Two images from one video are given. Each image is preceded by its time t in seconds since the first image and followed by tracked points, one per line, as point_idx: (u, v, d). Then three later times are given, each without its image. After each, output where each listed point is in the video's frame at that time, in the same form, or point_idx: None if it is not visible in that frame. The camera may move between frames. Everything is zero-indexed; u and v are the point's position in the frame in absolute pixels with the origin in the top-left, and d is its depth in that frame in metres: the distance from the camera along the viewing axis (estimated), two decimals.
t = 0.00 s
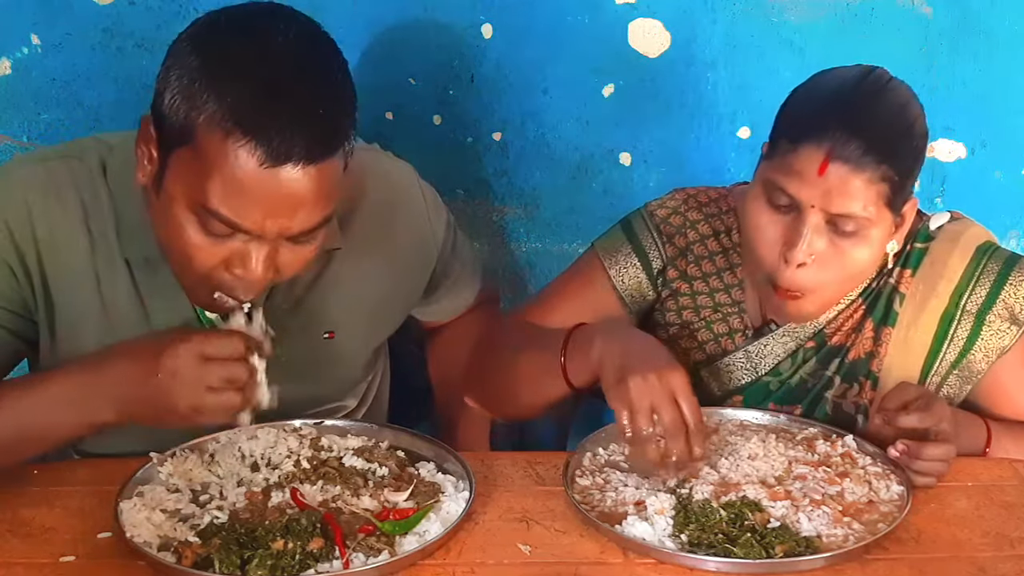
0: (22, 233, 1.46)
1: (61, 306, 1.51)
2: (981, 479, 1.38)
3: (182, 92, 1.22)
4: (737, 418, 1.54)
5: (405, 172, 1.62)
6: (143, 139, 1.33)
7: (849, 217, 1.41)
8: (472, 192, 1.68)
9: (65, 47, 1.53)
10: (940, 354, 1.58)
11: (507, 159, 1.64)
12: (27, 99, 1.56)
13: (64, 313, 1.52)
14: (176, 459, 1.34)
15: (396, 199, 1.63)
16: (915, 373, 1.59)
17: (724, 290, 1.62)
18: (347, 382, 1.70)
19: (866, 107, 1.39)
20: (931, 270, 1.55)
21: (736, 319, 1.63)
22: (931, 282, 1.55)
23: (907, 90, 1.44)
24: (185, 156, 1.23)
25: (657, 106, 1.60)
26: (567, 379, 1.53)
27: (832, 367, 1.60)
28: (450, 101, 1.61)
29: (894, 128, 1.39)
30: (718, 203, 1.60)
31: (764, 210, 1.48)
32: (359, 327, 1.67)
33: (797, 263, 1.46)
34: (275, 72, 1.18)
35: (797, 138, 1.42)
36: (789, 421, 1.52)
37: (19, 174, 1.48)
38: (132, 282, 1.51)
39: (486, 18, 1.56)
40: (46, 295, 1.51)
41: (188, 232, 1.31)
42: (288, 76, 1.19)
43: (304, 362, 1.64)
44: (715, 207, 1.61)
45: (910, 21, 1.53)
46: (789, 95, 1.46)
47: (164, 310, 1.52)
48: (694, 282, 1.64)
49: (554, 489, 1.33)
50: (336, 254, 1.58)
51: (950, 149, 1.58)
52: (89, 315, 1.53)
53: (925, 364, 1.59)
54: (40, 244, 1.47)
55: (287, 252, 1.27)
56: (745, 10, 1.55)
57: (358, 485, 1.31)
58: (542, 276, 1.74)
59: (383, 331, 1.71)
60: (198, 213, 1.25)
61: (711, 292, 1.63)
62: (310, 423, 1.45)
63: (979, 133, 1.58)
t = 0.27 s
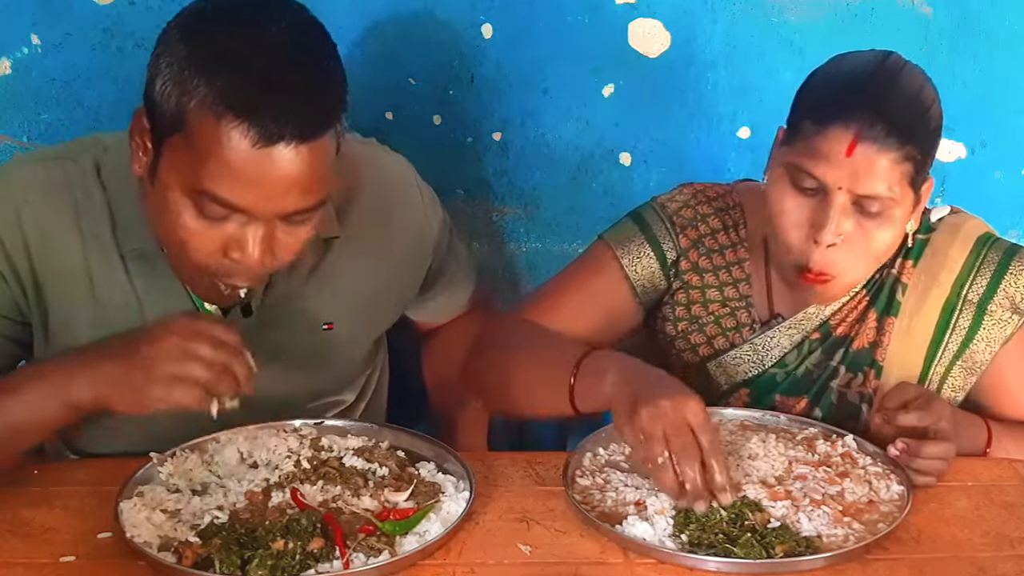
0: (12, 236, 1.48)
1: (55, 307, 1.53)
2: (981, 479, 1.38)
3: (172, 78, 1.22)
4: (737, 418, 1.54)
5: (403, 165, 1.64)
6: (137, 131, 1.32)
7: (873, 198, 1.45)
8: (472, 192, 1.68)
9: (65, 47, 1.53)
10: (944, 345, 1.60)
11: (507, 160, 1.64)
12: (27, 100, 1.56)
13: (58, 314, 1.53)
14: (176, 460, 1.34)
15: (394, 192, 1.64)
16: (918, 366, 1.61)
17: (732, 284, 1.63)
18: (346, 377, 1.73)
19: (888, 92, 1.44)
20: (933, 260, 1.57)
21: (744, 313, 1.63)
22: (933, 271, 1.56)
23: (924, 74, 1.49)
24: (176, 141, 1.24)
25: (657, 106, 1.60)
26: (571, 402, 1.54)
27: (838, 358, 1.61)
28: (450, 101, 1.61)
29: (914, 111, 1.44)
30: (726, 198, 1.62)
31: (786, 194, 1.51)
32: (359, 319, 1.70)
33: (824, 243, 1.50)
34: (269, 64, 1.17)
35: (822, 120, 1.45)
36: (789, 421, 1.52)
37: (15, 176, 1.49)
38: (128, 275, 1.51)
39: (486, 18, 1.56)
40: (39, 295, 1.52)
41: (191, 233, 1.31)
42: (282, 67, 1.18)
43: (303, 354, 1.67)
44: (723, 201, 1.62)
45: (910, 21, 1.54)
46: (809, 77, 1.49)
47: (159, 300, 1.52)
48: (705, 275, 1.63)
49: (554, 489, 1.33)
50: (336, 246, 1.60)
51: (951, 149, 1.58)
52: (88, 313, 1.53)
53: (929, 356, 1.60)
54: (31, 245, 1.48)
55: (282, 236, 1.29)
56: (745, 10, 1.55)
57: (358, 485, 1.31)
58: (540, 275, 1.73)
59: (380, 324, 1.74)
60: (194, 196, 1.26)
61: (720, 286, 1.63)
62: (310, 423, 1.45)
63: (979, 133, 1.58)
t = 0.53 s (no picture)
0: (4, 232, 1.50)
1: (50, 301, 1.55)
2: (981, 479, 1.38)
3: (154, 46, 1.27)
4: (737, 418, 1.54)
5: (396, 161, 1.65)
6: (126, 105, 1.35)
7: (888, 179, 1.50)
8: (472, 192, 1.68)
9: (65, 47, 1.53)
10: (947, 337, 1.62)
11: (507, 160, 1.64)
12: (27, 100, 1.56)
13: (54, 308, 1.56)
14: (176, 460, 1.34)
15: (384, 186, 1.67)
16: (922, 359, 1.64)
17: (739, 278, 1.68)
18: (343, 362, 1.74)
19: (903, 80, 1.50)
20: (936, 254, 1.60)
21: (750, 306, 1.68)
22: (937, 264, 1.60)
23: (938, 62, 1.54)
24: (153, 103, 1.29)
25: (657, 106, 1.60)
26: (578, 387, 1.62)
27: (841, 351, 1.64)
28: (450, 101, 1.60)
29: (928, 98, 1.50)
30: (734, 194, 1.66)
31: (802, 176, 1.55)
32: (352, 305, 1.71)
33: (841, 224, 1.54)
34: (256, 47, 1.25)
35: (841, 103, 1.50)
36: (789, 421, 1.52)
37: (15, 174, 1.52)
38: (120, 261, 1.53)
39: (486, 18, 1.57)
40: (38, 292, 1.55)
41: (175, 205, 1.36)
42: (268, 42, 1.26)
43: (299, 340, 1.68)
44: (731, 197, 1.66)
45: (910, 20, 1.54)
46: (824, 66, 1.54)
47: (152, 285, 1.55)
48: (712, 269, 1.68)
49: (554, 489, 1.33)
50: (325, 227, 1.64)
51: (951, 148, 1.57)
52: (83, 305, 1.56)
53: (932, 349, 1.63)
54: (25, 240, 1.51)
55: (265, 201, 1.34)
56: (745, 10, 1.55)
57: (358, 485, 1.31)
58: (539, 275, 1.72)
59: (376, 313, 1.75)
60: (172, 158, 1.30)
61: (727, 280, 1.68)
62: (310, 422, 1.45)
63: (979, 133, 1.58)
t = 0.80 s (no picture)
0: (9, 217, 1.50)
1: (58, 287, 1.53)
2: (981, 479, 1.38)
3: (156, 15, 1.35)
4: (737, 418, 1.54)
5: (395, 161, 1.64)
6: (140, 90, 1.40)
7: (885, 167, 1.55)
8: (473, 192, 1.68)
9: (65, 47, 1.53)
10: (946, 334, 1.65)
11: (507, 160, 1.64)
12: (27, 100, 1.56)
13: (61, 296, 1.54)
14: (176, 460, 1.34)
15: (385, 180, 1.66)
16: (921, 356, 1.66)
17: (737, 276, 1.70)
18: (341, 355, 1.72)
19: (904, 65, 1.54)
20: (934, 252, 1.63)
21: (748, 305, 1.69)
22: (935, 262, 1.63)
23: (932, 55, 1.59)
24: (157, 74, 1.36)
25: (657, 106, 1.60)
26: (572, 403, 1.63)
27: (841, 347, 1.66)
28: (450, 101, 1.60)
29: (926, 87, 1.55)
30: (731, 192, 1.66)
31: (801, 164, 1.59)
32: (352, 296, 1.69)
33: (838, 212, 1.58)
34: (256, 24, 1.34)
35: (839, 91, 1.54)
36: (789, 421, 1.52)
37: (21, 165, 1.52)
38: (124, 246, 1.52)
39: (486, 18, 1.56)
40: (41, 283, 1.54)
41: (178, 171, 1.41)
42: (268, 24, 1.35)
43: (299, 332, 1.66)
44: (728, 195, 1.66)
45: (910, 20, 1.54)
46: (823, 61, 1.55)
47: (156, 272, 1.53)
48: (710, 267, 1.70)
49: (554, 489, 1.33)
50: (325, 216, 1.63)
51: (950, 148, 1.57)
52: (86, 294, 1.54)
53: (932, 346, 1.65)
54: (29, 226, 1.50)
55: (262, 169, 1.41)
56: (745, 10, 1.55)
57: (358, 485, 1.31)
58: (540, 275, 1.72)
59: (375, 306, 1.73)
60: (171, 124, 1.38)
61: (725, 278, 1.70)
62: (311, 422, 1.45)
63: (979, 133, 1.58)
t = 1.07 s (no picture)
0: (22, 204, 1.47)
1: (66, 279, 1.50)
2: (981, 479, 1.38)
3: (172, 8, 1.32)
4: (737, 417, 1.54)
5: (402, 161, 1.63)
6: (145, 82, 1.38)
7: (881, 171, 1.50)
8: (473, 192, 1.68)
9: (65, 47, 1.53)
10: (946, 336, 1.61)
11: (507, 160, 1.64)
12: (27, 100, 1.56)
13: (71, 287, 1.50)
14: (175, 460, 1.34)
15: (395, 179, 1.62)
16: (921, 357, 1.63)
17: (737, 276, 1.65)
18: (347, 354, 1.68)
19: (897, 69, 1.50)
20: (935, 252, 1.60)
21: (749, 305, 1.65)
22: (936, 262, 1.59)
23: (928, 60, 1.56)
24: (169, 65, 1.33)
25: (658, 106, 1.60)
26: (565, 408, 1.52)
27: (841, 347, 1.63)
28: (450, 102, 1.61)
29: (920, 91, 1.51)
30: (729, 192, 1.64)
31: (796, 167, 1.55)
32: (359, 296, 1.65)
33: (833, 216, 1.53)
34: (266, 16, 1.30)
35: (834, 93, 1.51)
36: (789, 421, 1.52)
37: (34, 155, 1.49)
38: (136, 240, 1.49)
39: (486, 17, 1.56)
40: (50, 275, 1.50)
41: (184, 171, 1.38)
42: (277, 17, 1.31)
43: (304, 331, 1.61)
44: (726, 195, 1.64)
45: (910, 20, 1.54)
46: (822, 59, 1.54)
47: (167, 267, 1.50)
48: (709, 267, 1.66)
49: (554, 489, 1.33)
50: (333, 215, 1.58)
51: (951, 148, 1.57)
52: (95, 286, 1.50)
53: (931, 347, 1.62)
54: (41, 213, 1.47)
55: (269, 165, 1.38)
56: (745, 10, 1.55)
57: (358, 485, 1.31)
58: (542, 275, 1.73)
59: (381, 306, 1.69)
60: (182, 114, 1.34)
61: (725, 278, 1.66)
62: (310, 422, 1.45)
63: (979, 133, 1.58)
